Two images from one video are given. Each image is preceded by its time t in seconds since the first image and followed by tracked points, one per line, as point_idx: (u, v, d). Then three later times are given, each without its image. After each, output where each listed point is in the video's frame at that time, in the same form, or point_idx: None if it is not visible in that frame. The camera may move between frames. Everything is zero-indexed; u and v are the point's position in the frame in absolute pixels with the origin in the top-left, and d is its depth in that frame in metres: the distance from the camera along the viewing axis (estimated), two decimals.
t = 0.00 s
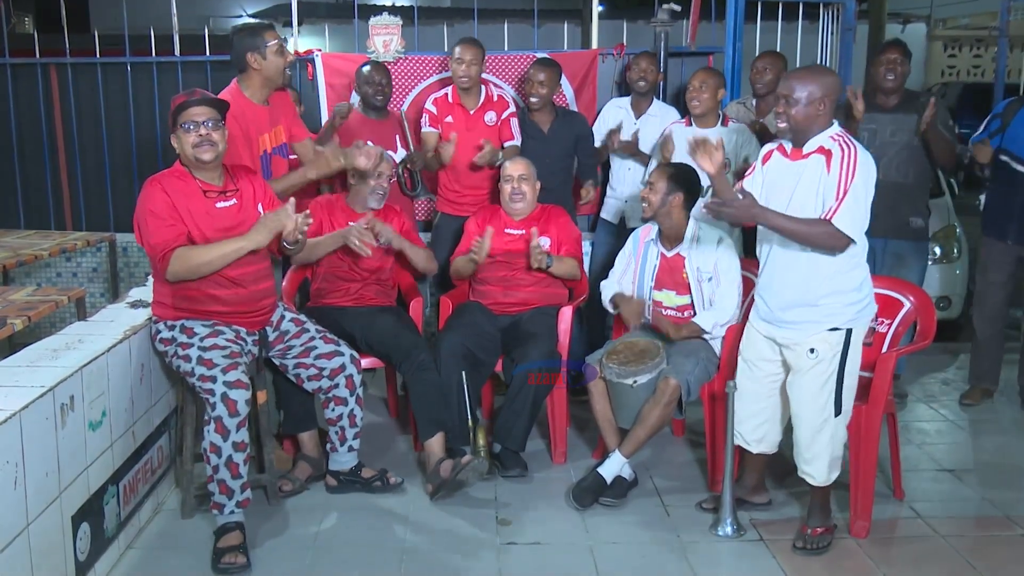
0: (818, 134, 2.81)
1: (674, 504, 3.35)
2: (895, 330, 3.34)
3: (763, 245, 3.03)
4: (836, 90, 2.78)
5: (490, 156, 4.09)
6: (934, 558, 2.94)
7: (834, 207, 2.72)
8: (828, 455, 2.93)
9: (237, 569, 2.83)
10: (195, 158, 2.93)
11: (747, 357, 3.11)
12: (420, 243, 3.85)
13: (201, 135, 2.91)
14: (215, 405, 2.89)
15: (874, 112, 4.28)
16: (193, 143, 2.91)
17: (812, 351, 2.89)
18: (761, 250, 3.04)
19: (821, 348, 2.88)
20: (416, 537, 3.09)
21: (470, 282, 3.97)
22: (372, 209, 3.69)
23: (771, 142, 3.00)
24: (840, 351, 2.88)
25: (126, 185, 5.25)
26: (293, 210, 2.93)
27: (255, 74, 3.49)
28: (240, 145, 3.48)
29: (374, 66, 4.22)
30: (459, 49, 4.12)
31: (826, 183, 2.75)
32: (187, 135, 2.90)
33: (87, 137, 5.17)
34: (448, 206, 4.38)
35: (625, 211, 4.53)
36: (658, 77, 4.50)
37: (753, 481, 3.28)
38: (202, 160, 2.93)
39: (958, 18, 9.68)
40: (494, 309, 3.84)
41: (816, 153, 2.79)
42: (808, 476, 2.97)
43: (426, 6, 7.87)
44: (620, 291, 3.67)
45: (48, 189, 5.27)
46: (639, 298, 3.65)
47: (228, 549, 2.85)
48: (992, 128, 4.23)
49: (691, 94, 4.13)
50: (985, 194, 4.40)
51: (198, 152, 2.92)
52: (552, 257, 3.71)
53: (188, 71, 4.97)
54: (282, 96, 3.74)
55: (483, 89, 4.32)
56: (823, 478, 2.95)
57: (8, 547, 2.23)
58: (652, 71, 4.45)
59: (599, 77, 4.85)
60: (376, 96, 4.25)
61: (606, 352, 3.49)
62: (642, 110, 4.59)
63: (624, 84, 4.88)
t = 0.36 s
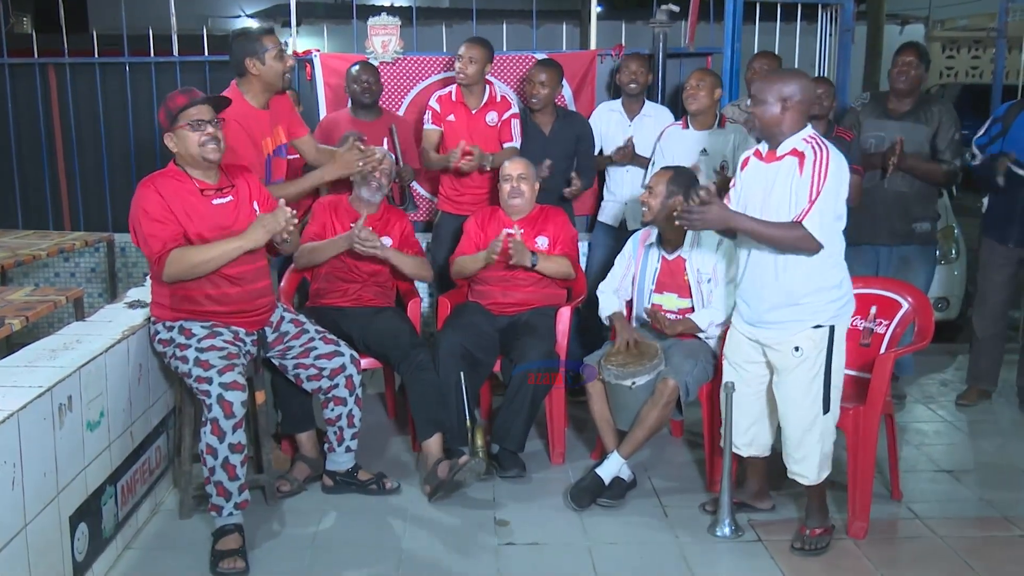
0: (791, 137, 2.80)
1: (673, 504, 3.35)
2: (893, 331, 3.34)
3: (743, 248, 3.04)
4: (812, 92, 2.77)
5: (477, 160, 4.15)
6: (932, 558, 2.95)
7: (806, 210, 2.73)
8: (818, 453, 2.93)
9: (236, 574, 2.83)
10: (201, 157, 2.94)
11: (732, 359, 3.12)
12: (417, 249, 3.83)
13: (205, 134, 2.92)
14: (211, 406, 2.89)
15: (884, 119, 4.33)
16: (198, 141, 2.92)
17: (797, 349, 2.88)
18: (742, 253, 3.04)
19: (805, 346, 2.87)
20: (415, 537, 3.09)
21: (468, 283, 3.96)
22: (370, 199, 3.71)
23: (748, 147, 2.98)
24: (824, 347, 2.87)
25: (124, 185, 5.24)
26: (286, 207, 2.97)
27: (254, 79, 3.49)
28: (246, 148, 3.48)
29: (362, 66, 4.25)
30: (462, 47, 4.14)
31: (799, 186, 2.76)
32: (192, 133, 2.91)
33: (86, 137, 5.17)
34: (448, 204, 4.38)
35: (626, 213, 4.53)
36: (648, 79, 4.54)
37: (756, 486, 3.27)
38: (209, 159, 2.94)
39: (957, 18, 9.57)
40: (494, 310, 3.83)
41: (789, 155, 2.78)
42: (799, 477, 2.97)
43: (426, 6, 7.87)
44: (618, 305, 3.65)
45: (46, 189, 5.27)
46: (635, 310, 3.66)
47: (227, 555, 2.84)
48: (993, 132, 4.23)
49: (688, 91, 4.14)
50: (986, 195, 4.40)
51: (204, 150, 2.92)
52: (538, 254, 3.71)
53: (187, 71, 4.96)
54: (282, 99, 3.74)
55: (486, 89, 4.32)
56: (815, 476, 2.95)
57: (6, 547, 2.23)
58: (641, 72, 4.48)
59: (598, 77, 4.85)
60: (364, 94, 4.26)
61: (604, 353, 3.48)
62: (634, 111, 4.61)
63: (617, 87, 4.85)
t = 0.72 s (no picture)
0: (767, 141, 2.82)
1: (673, 505, 3.35)
2: (893, 331, 3.35)
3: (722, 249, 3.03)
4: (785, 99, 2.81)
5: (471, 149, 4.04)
6: (932, 558, 2.95)
7: (780, 206, 2.73)
8: (810, 451, 2.93)
9: (227, 572, 2.82)
10: (208, 156, 2.97)
11: (717, 360, 3.12)
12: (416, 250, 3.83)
13: (212, 134, 2.96)
14: (203, 407, 2.90)
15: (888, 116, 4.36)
16: (207, 141, 2.96)
17: (785, 346, 2.88)
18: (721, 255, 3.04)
19: (793, 343, 2.87)
20: (415, 537, 3.09)
21: (467, 283, 3.96)
22: (370, 203, 3.73)
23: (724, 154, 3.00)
24: (811, 344, 2.88)
25: (124, 185, 5.24)
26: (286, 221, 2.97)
27: (258, 79, 3.50)
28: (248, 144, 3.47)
29: (360, 66, 4.21)
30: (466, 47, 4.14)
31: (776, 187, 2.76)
32: (200, 131, 2.93)
33: (86, 137, 5.17)
34: (451, 204, 4.37)
35: (625, 214, 4.54)
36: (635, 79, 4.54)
37: (754, 486, 3.27)
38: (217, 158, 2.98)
39: (957, 19, 9.43)
40: (493, 310, 3.83)
41: (767, 158, 2.80)
42: (792, 475, 2.96)
43: (425, 6, 7.86)
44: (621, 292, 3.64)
45: (46, 189, 5.27)
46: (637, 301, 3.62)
47: (220, 552, 2.85)
48: (988, 135, 4.23)
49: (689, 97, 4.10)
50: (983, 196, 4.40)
51: (213, 150, 2.97)
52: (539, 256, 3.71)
53: (186, 71, 4.96)
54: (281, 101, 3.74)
55: (489, 89, 4.31)
56: (808, 473, 2.94)
57: (6, 547, 2.23)
58: (625, 73, 4.49)
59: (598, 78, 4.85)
60: (362, 96, 4.23)
61: (603, 354, 3.49)
62: (624, 112, 4.62)
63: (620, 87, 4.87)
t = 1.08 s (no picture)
0: (759, 141, 2.83)
1: (672, 505, 3.35)
2: (893, 331, 3.35)
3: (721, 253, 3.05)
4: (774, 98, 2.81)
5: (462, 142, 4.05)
6: (931, 558, 2.95)
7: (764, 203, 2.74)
8: (811, 450, 2.92)
9: (227, 573, 2.83)
10: (189, 158, 2.93)
11: (716, 360, 3.12)
12: (410, 246, 3.85)
13: (192, 134, 2.91)
14: (199, 407, 2.89)
15: (883, 119, 4.36)
16: (186, 141, 2.91)
17: (783, 345, 2.88)
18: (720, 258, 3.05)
19: (791, 343, 2.88)
20: (414, 538, 3.08)
21: (468, 283, 3.96)
22: (363, 207, 3.69)
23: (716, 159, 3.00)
24: (809, 343, 2.88)
25: (124, 185, 5.24)
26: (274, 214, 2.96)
27: (262, 77, 3.51)
28: (257, 139, 3.48)
29: (360, 66, 4.25)
30: (467, 47, 4.12)
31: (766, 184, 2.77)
32: (180, 133, 2.90)
33: (86, 137, 5.17)
34: (451, 203, 4.38)
35: (620, 216, 4.56)
36: (627, 81, 4.51)
37: (754, 486, 3.28)
38: (196, 159, 2.93)
39: (957, 19, 9.38)
40: (493, 310, 3.83)
41: (758, 159, 2.81)
42: (793, 475, 2.96)
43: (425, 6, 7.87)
44: (619, 297, 3.64)
45: (45, 189, 5.26)
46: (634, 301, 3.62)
47: (219, 553, 2.85)
48: (979, 136, 4.28)
49: (694, 95, 4.11)
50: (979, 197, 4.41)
51: (191, 150, 2.92)
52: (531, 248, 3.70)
53: (186, 71, 4.97)
54: (287, 100, 3.75)
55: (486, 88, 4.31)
56: (809, 474, 2.94)
57: (6, 547, 2.23)
58: (625, 75, 4.47)
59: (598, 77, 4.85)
60: (365, 95, 4.26)
61: (603, 353, 3.49)
62: (621, 115, 4.61)
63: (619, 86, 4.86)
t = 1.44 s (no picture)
0: (781, 144, 2.81)
1: (672, 505, 3.35)
2: (892, 333, 3.35)
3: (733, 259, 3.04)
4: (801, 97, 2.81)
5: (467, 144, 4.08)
6: (931, 558, 2.95)
7: (792, 214, 2.74)
8: (815, 456, 2.93)
9: (228, 573, 2.83)
10: (178, 160, 2.93)
11: (725, 361, 3.11)
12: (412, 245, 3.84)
13: (183, 135, 2.90)
14: (199, 407, 2.89)
15: (876, 118, 4.38)
16: (175, 143, 2.90)
17: (793, 349, 2.88)
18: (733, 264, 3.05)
19: (802, 347, 2.87)
20: (414, 538, 3.08)
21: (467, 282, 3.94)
22: (358, 209, 3.63)
23: (731, 160, 2.97)
24: (820, 349, 2.88)
25: (124, 185, 5.24)
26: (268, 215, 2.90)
27: (265, 68, 3.55)
28: (250, 124, 3.46)
29: (378, 64, 4.20)
30: (466, 51, 4.14)
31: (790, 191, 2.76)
32: (169, 135, 2.89)
33: (86, 137, 5.17)
34: (448, 202, 4.39)
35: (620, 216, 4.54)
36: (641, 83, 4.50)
37: (754, 486, 3.27)
38: (185, 160, 2.92)
39: (957, 19, 9.41)
40: (492, 311, 3.83)
41: (780, 162, 2.78)
42: (796, 478, 2.97)
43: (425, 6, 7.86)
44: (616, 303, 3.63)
45: (46, 189, 5.26)
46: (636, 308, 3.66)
47: (219, 553, 2.85)
48: (971, 137, 4.30)
49: (700, 93, 4.13)
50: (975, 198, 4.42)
51: (180, 153, 2.91)
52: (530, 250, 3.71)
53: (186, 71, 4.97)
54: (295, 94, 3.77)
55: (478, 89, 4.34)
56: (812, 478, 2.95)
57: (7, 547, 2.23)
58: (637, 77, 4.46)
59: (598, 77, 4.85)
60: (381, 94, 4.23)
61: (604, 353, 3.49)
62: (633, 115, 4.60)
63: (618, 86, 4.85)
